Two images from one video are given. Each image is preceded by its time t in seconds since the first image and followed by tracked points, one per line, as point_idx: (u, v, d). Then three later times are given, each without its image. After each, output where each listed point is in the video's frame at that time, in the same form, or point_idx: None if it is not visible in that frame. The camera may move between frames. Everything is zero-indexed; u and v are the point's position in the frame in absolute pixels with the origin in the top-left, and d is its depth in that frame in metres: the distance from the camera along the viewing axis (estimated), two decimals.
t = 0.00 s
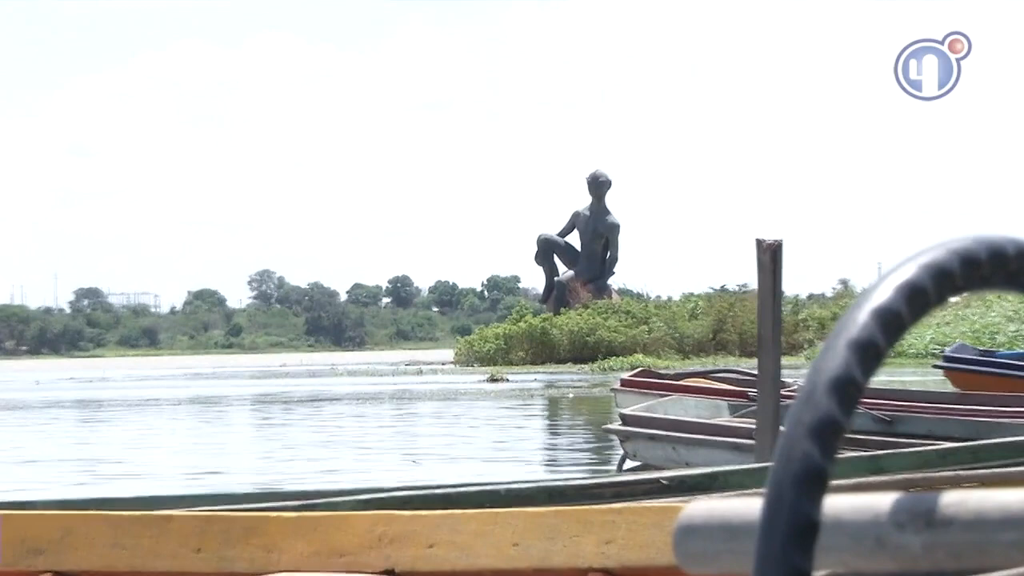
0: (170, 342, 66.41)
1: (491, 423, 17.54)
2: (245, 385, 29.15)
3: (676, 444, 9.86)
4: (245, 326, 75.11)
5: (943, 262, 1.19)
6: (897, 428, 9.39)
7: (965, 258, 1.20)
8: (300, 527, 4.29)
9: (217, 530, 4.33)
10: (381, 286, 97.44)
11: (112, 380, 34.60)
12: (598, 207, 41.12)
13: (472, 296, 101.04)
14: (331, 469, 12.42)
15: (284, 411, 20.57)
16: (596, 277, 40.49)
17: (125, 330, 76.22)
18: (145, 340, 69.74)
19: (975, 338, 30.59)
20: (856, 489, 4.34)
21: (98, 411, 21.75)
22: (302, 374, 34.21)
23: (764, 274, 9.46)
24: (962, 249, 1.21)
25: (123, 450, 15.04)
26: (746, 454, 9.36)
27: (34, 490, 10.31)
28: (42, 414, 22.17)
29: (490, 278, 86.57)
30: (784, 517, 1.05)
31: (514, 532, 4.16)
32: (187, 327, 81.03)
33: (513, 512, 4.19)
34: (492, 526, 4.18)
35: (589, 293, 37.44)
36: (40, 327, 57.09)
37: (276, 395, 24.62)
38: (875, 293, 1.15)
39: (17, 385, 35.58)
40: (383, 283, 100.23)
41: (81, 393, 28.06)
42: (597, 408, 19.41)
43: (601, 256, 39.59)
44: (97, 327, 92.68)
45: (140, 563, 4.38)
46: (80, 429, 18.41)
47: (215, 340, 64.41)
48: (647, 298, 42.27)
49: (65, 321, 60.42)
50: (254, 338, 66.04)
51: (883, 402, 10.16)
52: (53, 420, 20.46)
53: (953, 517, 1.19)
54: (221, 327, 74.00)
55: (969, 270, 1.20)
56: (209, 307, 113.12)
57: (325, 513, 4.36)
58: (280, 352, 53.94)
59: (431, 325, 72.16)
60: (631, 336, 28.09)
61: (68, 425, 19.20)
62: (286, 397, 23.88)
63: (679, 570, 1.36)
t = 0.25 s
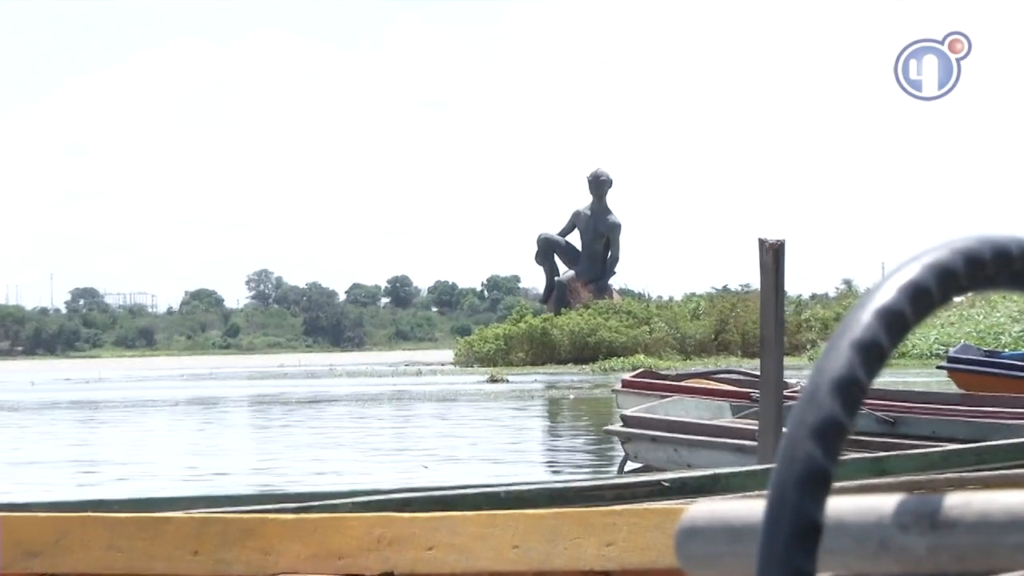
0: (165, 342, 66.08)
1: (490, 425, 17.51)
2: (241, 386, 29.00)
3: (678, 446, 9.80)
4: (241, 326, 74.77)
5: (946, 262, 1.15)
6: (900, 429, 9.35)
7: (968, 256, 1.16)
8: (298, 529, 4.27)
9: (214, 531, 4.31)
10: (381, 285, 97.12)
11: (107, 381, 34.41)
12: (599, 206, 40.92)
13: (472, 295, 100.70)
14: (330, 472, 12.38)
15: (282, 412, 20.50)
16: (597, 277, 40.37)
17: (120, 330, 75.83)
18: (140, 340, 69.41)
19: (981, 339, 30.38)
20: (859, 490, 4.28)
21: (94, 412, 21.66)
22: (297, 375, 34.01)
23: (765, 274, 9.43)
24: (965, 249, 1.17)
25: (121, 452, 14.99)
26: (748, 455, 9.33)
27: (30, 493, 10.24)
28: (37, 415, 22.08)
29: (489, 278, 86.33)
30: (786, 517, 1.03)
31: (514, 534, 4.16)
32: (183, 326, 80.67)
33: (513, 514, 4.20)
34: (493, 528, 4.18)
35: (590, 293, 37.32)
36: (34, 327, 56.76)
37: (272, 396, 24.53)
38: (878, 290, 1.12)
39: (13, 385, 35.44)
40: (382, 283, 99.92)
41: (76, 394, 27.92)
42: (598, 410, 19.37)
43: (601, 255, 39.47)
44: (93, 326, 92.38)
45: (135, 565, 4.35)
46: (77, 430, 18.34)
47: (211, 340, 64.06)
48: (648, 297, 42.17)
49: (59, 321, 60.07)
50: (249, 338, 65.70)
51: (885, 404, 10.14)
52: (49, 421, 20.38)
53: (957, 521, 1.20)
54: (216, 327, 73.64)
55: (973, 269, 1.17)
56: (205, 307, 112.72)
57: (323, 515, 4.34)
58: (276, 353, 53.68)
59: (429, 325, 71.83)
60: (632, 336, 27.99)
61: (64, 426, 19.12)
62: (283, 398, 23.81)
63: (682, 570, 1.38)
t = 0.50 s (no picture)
0: (161, 345, 65.80)
1: (488, 429, 17.47)
2: (237, 390, 28.89)
3: (680, 450, 9.76)
4: (238, 329, 74.49)
5: (954, 263, 1.09)
6: (906, 434, 9.29)
7: (974, 260, 1.09)
8: (295, 536, 4.25)
9: (210, 537, 4.30)
10: (382, 286, 96.88)
11: (103, 385, 34.27)
12: (600, 207, 40.72)
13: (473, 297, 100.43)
14: (329, 477, 12.31)
15: (279, 416, 20.45)
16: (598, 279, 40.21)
17: (116, 332, 75.60)
18: (136, 342, 69.12)
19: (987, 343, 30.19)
20: (864, 495, 4.24)
21: (91, 416, 21.59)
22: (295, 379, 33.85)
23: (769, 277, 9.35)
24: (977, 250, 1.10)
25: (119, 457, 14.93)
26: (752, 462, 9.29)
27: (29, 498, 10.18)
28: (34, 418, 22.01)
29: (490, 279, 86.01)
30: (789, 528, 0.95)
31: (513, 540, 4.19)
32: (178, 327, 80.42)
33: (514, 518, 4.24)
34: (492, 533, 4.20)
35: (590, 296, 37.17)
36: (28, 330, 56.49)
37: (269, 400, 24.47)
38: (884, 293, 1.05)
39: (9, 388, 35.32)
40: (383, 284, 99.64)
41: (72, 398, 27.81)
42: (601, 414, 19.30)
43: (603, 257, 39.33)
44: (91, 328, 92.14)
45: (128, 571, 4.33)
46: (75, 435, 18.26)
47: (208, 343, 63.81)
48: (650, 300, 42.05)
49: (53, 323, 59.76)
50: (246, 340, 65.42)
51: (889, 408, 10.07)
52: (45, 425, 20.32)
53: (968, 525, 1.08)
54: (213, 330, 73.38)
55: (981, 271, 1.10)
56: (201, 309, 112.31)
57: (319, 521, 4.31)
58: (273, 356, 53.47)
59: (428, 328, 71.52)
60: (634, 338, 27.89)
61: (61, 430, 19.05)
62: (280, 402, 23.75)
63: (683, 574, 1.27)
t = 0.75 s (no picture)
0: (158, 347, 65.60)
1: (487, 432, 17.44)
2: (235, 394, 28.82)
3: (682, 454, 9.71)
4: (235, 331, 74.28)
5: (957, 265, 1.04)
6: (910, 437, 9.26)
7: (989, 259, 1.04)
8: (293, 541, 4.30)
9: (207, 541, 4.36)
10: (382, 288, 96.67)
11: (100, 388, 34.16)
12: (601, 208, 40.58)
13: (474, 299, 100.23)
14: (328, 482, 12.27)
15: (278, 419, 20.43)
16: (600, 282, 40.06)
17: (113, 335, 75.36)
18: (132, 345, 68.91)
19: (991, 346, 30.08)
20: (867, 500, 4.21)
21: (89, 420, 21.54)
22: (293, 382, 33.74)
23: (771, 279, 9.31)
24: (979, 250, 1.06)
25: (118, 461, 14.90)
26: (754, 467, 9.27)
27: (25, 504, 10.17)
28: (31, 421, 21.95)
29: (492, 282, 85.83)
30: (791, 532, 0.92)
31: (514, 545, 4.23)
32: (175, 330, 80.26)
33: (513, 524, 4.29)
34: (491, 537, 4.25)
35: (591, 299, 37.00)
36: (23, 332, 56.27)
37: (266, 403, 24.42)
38: (885, 296, 1.01)
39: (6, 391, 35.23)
40: (382, 286, 99.41)
41: (69, 402, 27.72)
42: (602, 418, 19.25)
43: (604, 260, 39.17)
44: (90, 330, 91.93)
45: None
46: (75, 438, 18.24)
47: (204, 345, 63.59)
48: (653, 302, 41.95)
49: (49, 326, 59.50)
50: (243, 343, 65.22)
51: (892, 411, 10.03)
52: (43, 428, 20.26)
53: (971, 529, 1.03)
54: (209, 332, 73.14)
55: (986, 273, 1.05)
56: (197, 311, 111.99)
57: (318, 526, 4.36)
58: (271, 359, 53.32)
59: (428, 331, 71.31)
60: (635, 343, 27.82)
61: (58, 434, 19.00)
62: (278, 406, 23.72)
63: None
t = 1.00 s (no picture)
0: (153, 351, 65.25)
1: (486, 437, 17.39)
2: (231, 398, 28.70)
3: (685, 459, 9.63)
4: (231, 334, 74.03)
5: (966, 264, 0.96)
6: (916, 442, 9.22)
7: (1011, 255, 0.96)
8: (288, 548, 4.27)
9: (201, 548, 4.33)
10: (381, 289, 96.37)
11: (94, 391, 34.00)
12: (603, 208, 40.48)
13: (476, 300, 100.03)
14: (326, 487, 12.20)
15: (274, 423, 20.34)
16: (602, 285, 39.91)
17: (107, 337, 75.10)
18: (128, 347, 68.66)
19: (996, 349, 29.94)
20: (875, 506, 4.15)
21: (84, 424, 21.45)
22: (290, 386, 33.58)
23: (775, 281, 9.24)
24: (995, 247, 0.98)
25: (116, 466, 14.84)
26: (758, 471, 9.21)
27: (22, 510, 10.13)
28: (25, 426, 21.85)
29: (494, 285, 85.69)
30: (795, 543, 0.85)
31: (514, 552, 4.19)
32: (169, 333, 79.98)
33: (514, 530, 4.25)
34: (490, 543, 4.21)
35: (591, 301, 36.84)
36: (16, 334, 55.98)
37: (262, 408, 24.33)
38: (894, 296, 0.93)
39: (1, 394, 35.07)
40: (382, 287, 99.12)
41: (63, 406, 27.59)
42: (604, 422, 19.18)
43: (605, 261, 39.00)
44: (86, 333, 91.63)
45: None
46: (74, 442, 18.18)
47: (201, 349, 63.32)
48: (656, 304, 41.85)
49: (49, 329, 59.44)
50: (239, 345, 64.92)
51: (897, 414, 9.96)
52: (37, 433, 20.16)
53: (980, 537, 0.99)
54: (204, 334, 72.85)
55: (996, 274, 0.96)
56: (192, 313, 111.09)
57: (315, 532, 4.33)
58: (268, 362, 53.12)
59: (427, 333, 71.08)
60: (636, 345, 27.72)
61: (56, 439, 18.93)
62: (276, 410, 23.64)
63: None
